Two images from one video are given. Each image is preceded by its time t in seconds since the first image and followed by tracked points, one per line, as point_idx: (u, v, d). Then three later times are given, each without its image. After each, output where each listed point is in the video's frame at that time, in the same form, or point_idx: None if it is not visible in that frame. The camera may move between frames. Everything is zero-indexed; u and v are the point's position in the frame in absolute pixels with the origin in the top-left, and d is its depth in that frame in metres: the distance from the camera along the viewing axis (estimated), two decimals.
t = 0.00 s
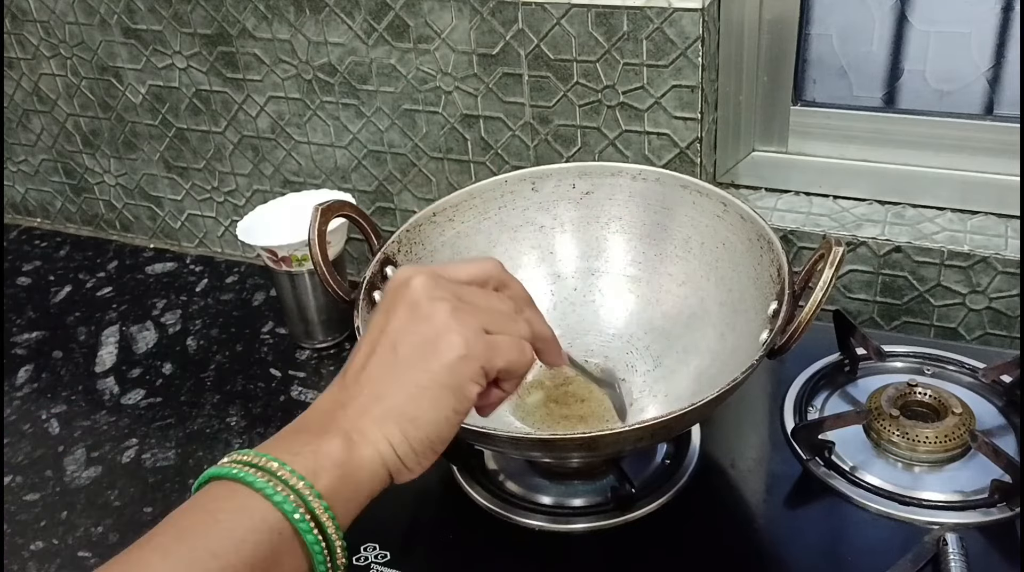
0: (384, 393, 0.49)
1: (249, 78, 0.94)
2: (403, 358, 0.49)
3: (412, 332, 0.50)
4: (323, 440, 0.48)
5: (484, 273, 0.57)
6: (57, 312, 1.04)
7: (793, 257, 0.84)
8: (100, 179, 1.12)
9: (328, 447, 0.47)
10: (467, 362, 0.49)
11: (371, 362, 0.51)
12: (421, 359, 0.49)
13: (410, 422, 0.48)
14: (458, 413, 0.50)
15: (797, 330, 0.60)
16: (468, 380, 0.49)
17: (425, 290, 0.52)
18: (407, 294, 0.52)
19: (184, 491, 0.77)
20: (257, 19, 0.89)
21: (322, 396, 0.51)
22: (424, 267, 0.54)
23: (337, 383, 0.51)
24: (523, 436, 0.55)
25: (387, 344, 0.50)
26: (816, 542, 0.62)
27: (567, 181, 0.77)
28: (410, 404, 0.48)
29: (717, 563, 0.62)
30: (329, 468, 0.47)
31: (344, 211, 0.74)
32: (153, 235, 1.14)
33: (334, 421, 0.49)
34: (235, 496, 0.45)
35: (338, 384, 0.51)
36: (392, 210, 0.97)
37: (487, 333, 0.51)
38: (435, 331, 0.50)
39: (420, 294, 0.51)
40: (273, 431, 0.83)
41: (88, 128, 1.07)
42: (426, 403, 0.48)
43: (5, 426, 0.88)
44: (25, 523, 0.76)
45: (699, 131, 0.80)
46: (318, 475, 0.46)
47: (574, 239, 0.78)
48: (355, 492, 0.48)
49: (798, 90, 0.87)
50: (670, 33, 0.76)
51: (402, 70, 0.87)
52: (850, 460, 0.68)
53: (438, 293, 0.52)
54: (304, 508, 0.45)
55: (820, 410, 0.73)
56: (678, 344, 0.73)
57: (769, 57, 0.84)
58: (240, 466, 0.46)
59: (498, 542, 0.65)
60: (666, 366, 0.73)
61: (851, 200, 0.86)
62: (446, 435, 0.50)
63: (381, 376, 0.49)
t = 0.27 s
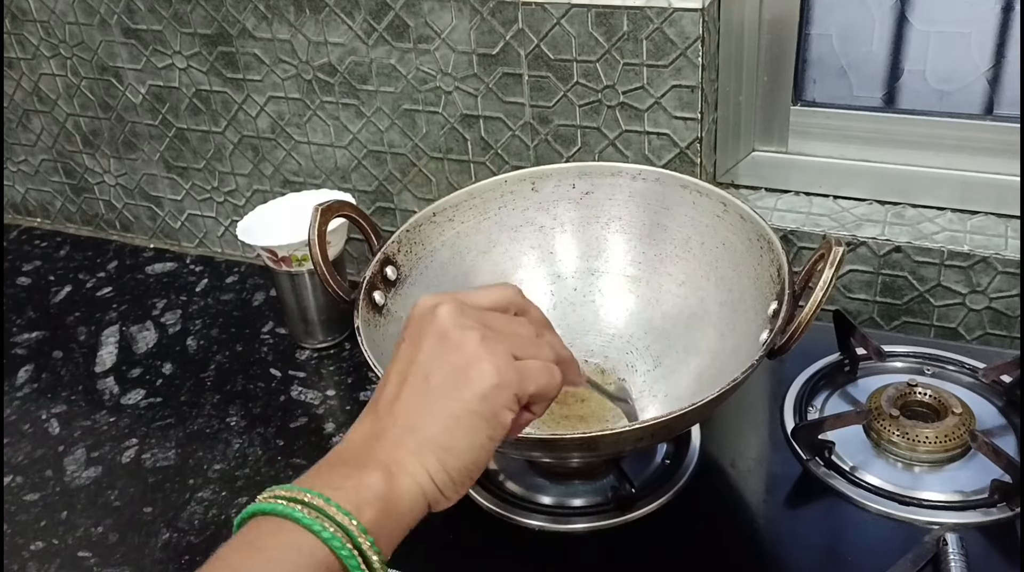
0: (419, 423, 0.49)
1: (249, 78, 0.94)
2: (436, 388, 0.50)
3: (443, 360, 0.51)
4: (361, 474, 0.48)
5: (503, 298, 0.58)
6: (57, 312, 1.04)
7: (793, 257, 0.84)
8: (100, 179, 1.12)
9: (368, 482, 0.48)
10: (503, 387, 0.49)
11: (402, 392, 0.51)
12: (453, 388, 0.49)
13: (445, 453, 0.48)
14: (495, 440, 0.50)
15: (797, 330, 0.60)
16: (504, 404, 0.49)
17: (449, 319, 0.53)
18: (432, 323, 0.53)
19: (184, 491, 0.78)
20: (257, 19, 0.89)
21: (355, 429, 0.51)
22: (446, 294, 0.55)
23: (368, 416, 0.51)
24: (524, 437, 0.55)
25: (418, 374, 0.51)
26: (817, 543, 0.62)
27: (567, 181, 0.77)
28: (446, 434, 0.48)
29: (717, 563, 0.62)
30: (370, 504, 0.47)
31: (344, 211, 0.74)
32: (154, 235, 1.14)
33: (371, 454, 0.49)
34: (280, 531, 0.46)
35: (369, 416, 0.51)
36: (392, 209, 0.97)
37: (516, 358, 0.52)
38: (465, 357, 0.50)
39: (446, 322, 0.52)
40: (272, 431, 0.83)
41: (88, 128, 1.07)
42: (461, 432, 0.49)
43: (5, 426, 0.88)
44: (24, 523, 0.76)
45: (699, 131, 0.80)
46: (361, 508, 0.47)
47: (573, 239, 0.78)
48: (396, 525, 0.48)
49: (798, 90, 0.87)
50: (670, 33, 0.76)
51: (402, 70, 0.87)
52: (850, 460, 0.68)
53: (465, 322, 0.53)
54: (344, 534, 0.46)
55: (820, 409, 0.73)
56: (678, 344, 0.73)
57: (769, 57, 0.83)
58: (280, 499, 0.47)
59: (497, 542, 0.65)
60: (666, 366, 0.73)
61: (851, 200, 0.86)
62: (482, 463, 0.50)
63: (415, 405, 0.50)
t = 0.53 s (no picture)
0: (447, 452, 0.50)
1: (249, 78, 0.94)
2: (463, 417, 0.50)
3: (468, 387, 0.51)
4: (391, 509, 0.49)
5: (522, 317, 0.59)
6: (57, 312, 1.04)
7: (793, 257, 0.84)
8: (100, 179, 1.12)
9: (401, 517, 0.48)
10: (531, 414, 0.50)
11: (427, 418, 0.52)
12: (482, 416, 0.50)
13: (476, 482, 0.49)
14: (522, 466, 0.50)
15: (797, 330, 0.60)
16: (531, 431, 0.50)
17: (473, 343, 0.53)
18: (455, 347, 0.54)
19: (184, 491, 0.78)
20: (257, 19, 0.89)
21: (380, 458, 0.51)
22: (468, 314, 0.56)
23: (393, 443, 0.52)
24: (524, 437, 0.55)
25: (442, 401, 0.51)
26: (816, 543, 0.62)
27: (567, 181, 0.77)
28: (474, 463, 0.49)
29: (717, 563, 0.62)
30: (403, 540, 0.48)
31: (344, 211, 0.74)
32: (154, 235, 1.14)
33: (398, 486, 0.50)
34: None
35: (394, 444, 0.52)
36: (392, 209, 0.97)
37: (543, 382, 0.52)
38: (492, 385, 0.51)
39: (471, 347, 0.53)
40: (272, 431, 0.83)
41: (88, 128, 1.07)
42: (489, 462, 0.49)
43: (5, 426, 0.88)
44: (24, 523, 0.76)
45: (699, 131, 0.80)
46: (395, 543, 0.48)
47: (573, 239, 0.78)
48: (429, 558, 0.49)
49: (798, 90, 0.87)
50: (670, 33, 0.76)
51: (402, 69, 0.87)
52: (850, 460, 0.68)
53: (489, 345, 0.53)
54: None
55: (820, 409, 0.73)
56: (678, 344, 0.73)
57: (769, 57, 0.83)
58: (320, 559, 0.47)
59: (497, 542, 0.65)
60: (666, 366, 0.73)
61: (851, 200, 0.86)
62: (511, 489, 0.51)
63: (441, 434, 0.50)
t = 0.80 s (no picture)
0: (440, 461, 0.50)
1: (249, 78, 0.94)
2: (452, 421, 0.50)
3: (454, 389, 0.51)
4: (398, 525, 0.50)
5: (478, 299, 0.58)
6: (57, 312, 1.04)
7: (793, 257, 0.84)
8: (100, 179, 1.12)
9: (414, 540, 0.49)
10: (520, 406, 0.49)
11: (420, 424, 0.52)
12: (469, 422, 0.49)
13: (473, 489, 0.49)
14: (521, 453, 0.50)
15: (797, 330, 0.60)
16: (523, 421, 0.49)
17: (451, 341, 0.52)
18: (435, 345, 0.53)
19: (184, 491, 0.78)
20: (257, 19, 0.89)
21: (382, 470, 0.52)
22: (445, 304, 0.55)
23: (388, 457, 0.52)
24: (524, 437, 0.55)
25: (431, 405, 0.51)
26: (817, 543, 0.62)
27: (567, 181, 0.77)
28: (468, 465, 0.49)
29: (717, 563, 0.62)
30: (414, 554, 0.49)
31: (344, 211, 0.74)
32: (154, 235, 1.14)
33: (399, 502, 0.51)
34: None
35: (390, 456, 0.52)
36: (392, 210, 0.97)
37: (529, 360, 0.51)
38: (476, 383, 0.50)
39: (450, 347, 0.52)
40: (272, 431, 0.83)
41: (88, 127, 1.07)
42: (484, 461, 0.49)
43: (5, 426, 0.88)
44: (24, 523, 0.76)
45: (699, 131, 0.80)
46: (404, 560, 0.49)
47: (573, 239, 0.78)
48: (442, 565, 0.50)
49: (798, 90, 0.87)
50: (670, 33, 0.76)
51: (402, 69, 0.87)
52: (850, 460, 0.68)
53: (468, 339, 0.52)
54: None
55: (820, 409, 0.73)
56: (678, 344, 0.73)
57: (769, 57, 0.83)
58: None
59: (497, 542, 0.65)
60: (666, 366, 0.73)
61: (851, 200, 0.86)
62: (514, 477, 0.50)
63: (434, 441, 0.51)
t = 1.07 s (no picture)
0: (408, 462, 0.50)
1: (249, 78, 0.94)
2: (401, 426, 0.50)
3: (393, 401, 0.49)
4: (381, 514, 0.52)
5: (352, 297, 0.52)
6: (57, 312, 1.04)
7: (793, 258, 0.84)
8: (100, 179, 1.12)
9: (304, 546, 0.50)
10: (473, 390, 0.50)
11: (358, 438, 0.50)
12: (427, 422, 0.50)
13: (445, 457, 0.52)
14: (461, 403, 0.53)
15: (797, 330, 0.60)
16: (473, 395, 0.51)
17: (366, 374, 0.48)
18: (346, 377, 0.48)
19: (184, 491, 0.78)
20: (257, 19, 0.89)
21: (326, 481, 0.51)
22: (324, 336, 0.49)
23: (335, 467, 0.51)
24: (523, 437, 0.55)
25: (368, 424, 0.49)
26: (817, 543, 0.62)
27: (567, 181, 0.77)
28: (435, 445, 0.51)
29: (717, 563, 0.62)
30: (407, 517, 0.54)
31: (344, 211, 0.74)
32: (153, 235, 1.14)
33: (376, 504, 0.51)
34: None
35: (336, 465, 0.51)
36: (392, 210, 0.97)
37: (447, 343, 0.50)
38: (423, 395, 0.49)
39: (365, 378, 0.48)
40: (272, 431, 0.83)
41: (88, 128, 1.07)
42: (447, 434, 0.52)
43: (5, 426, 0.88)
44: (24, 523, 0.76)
45: (699, 131, 0.80)
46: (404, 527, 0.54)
47: (573, 239, 0.78)
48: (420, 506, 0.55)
49: (798, 89, 0.87)
50: (670, 33, 0.76)
51: (402, 69, 0.87)
52: (850, 460, 0.68)
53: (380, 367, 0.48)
54: None
55: (820, 410, 0.73)
56: (678, 344, 0.73)
57: (769, 57, 0.83)
58: None
59: (497, 542, 0.65)
60: (666, 366, 0.73)
61: (851, 200, 0.86)
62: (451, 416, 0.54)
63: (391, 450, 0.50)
